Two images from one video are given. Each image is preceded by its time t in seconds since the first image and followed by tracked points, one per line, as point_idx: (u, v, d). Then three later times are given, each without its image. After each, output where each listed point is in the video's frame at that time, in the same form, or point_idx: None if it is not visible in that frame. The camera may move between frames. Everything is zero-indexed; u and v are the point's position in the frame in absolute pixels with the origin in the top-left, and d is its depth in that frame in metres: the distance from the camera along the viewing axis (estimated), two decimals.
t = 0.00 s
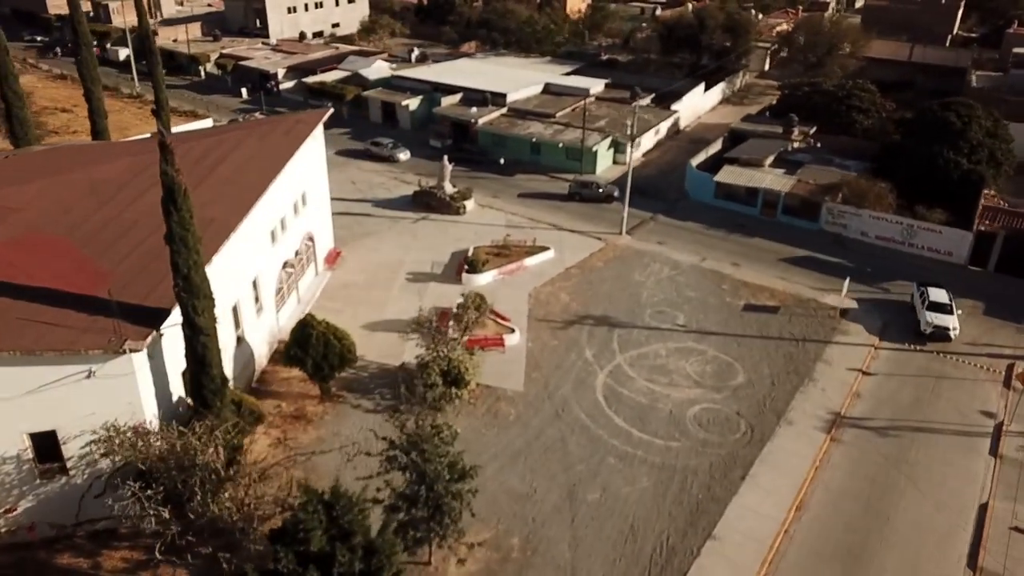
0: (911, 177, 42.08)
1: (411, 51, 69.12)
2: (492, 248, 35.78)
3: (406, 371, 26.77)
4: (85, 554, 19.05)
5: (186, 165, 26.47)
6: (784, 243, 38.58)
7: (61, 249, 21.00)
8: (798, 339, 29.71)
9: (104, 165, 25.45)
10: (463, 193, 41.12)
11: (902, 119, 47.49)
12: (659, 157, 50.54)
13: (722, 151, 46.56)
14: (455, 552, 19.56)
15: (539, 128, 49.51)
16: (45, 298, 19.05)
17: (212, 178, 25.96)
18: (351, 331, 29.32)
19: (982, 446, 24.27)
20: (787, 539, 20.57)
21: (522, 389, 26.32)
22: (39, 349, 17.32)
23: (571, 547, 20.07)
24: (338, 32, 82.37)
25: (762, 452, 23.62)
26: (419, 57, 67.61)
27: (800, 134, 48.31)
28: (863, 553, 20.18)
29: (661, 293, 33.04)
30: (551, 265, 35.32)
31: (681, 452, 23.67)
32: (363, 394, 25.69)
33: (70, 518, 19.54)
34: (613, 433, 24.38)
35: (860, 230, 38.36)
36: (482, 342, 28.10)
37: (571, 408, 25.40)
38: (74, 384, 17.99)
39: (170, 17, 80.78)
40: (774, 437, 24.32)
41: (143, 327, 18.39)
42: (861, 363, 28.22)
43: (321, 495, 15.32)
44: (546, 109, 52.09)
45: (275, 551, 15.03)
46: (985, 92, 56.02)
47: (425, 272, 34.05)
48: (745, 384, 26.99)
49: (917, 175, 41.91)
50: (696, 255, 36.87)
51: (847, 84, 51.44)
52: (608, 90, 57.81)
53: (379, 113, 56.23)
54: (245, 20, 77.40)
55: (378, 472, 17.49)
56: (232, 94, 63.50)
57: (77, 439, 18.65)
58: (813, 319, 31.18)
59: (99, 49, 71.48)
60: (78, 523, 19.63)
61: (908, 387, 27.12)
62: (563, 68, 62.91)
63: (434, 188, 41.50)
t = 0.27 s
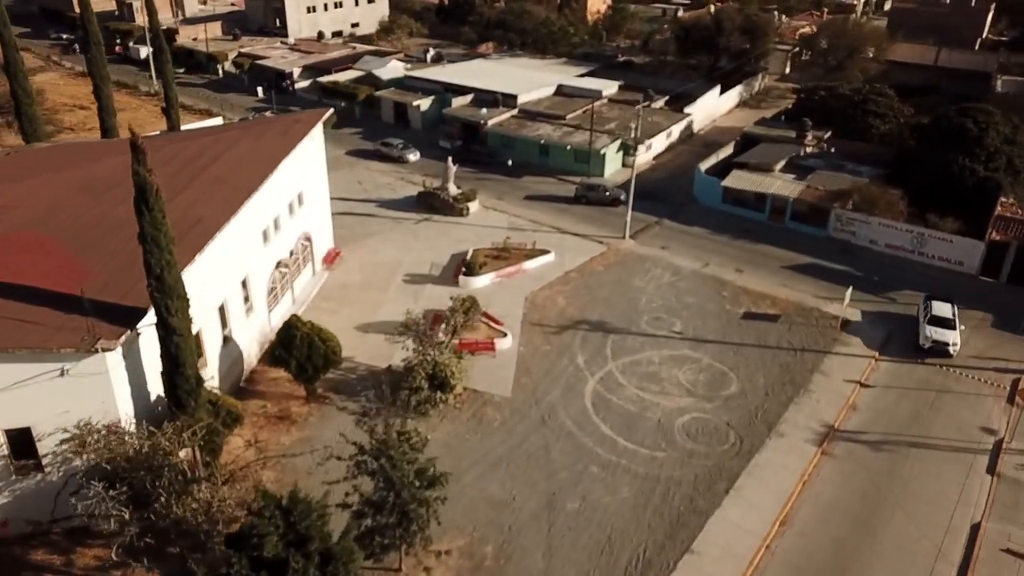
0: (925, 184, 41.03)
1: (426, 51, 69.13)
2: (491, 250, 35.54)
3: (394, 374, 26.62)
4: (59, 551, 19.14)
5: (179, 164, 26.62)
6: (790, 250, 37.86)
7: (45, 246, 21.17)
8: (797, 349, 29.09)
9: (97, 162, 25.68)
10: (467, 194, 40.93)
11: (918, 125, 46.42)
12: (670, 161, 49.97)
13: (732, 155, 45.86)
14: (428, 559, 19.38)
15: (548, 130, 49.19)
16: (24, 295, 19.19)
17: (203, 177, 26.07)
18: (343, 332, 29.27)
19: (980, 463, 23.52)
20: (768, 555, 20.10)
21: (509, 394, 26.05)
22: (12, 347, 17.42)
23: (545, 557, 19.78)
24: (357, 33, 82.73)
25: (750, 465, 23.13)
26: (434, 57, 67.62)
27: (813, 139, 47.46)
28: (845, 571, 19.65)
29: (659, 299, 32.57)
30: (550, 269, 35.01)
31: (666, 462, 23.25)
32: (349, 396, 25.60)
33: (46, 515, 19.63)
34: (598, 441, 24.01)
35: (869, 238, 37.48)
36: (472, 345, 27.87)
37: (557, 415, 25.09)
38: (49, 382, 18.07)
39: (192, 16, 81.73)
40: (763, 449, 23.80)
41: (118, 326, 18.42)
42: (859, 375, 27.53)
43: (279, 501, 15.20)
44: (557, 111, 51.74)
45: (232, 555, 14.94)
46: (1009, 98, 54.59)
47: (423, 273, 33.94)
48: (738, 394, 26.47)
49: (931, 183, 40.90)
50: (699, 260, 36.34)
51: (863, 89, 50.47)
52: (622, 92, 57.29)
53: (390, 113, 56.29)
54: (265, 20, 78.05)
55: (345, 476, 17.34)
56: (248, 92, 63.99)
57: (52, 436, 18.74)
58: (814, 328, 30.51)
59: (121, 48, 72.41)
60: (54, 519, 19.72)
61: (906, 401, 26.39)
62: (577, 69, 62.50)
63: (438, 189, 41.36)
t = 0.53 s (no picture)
0: (940, 192, 39.98)
1: (442, 52, 69.10)
2: (491, 253, 35.31)
3: (381, 377, 26.48)
4: (34, 548, 19.22)
5: (173, 163, 26.80)
6: (797, 258, 37.10)
7: (31, 244, 21.39)
8: (794, 359, 28.49)
9: (91, 161, 25.95)
10: (471, 196, 40.72)
11: (936, 131, 45.35)
12: (680, 165, 49.36)
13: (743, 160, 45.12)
14: (398, 567, 19.21)
15: (557, 132, 48.85)
16: (4, 292, 19.38)
17: (195, 175, 26.20)
18: (335, 333, 29.21)
19: (975, 482, 22.79)
20: (746, 571, 19.62)
21: (496, 399, 25.79)
22: None
23: (517, 567, 19.51)
24: (376, 33, 82.98)
25: (736, 478, 22.65)
26: (450, 58, 67.57)
27: (827, 144, 46.57)
28: None
29: (657, 305, 32.10)
30: (549, 272, 34.68)
31: (650, 473, 22.83)
32: (335, 398, 25.52)
33: (23, 511, 19.78)
34: (581, 450, 23.66)
35: (878, 246, 36.59)
36: (462, 349, 27.65)
37: (543, 422, 24.77)
38: (23, 379, 18.21)
39: (214, 15, 82.57)
40: (751, 462, 23.29)
41: (92, 325, 18.50)
42: (857, 387, 26.83)
43: (236, 506, 15.12)
44: (568, 113, 51.37)
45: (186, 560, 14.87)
46: None
47: (420, 275, 33.81)
48: (729, 404, 25.95)
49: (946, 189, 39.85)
50: (701, 267, 35.78)
51: (881, 94, 49.44)
52: (635, 95, 56.75)
53: (402, 114, 56.30)
54: (285, 19, 78.61)
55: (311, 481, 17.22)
56: (264, 91, 64.43)
57: (28, 433, 18.89)
58: (814, 338, 29.84)
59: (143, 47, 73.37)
60: (31, 515, 19.84)
61: (904, 415, 25.67)
62: (592, 71, 62.04)
63: (442, 191, 41.21)
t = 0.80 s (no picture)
0: (954, 200, 38.97)
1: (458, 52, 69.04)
2: (490, 256, 35.06)
3: (369, 379, 26.36)
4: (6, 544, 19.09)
5: (167, 161, 26.92)
6: (803, 265, 36.39)
7: (17, 241, 21.55)
8: (790, 370, 27.89)
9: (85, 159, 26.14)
10: (475, 197, 40.49)
11: (953, 138, 44.29)
12: (691, 169, 48.74)
13: (753, 165, 44.39)
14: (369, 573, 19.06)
15: (566, 135, 48.49)
16: None
17: (187, 174, 26.28)
18: (327, 334, 29.17)
19: (969, 502, 22.09)
20: None
21: (483, 404, 25.55)
22: None
23: None
24: (395, 33, 83.18)
25: (720, 491, 22.20)
26: (465, 59, 67.49)
27: (841, 149, 45.70)
28: None
29: (655, 312, 31.65)
30: (548, 276, 34.37)
31: (633, 483, 22.46)
32: (321, 399, 25.47)
33: None
34: (564, 458, 23.34)
35: (886, 255, 35.77)
36: (452, 353, 27.43)
37: (528, 429, 24.49)
38: None
39: (236, 14, 83.34)
40: (737, 475, 22.81)
41: (68, 324, 18.58)
42: (854, 400, 26.17)
43: (194, 509, 15.08)
44: (578, 115, 50.99)
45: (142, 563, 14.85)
46: None
47: (418, 277, 33.69)
48: (720, 415, 25.46)
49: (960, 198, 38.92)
50: (703, 273, 35.24)
51: (898, 99, 48.43)
52: (649, 97, 56.19)
53: (414, 114, 56.28)
54: (304, 18, 79.09)
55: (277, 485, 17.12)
56: (280, 90, 64.82)
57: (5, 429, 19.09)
58: (814, 348, 29.18)
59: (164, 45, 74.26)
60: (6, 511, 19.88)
61: (900, 430, 24.99)
62: (606, 73, 61.56)
63: (446, 192, 41.06)
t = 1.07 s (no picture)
0: (968, 209, 37.94)
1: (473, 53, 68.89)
2: (489, 259, 34.81)
3: (356, 382, 26.25)
4: None
5: (162, 159, 27.06)
6: (808, 273, 35.66)
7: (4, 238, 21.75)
8: (786, 381, 27.29)
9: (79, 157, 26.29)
10: (478, 199, 40.27)
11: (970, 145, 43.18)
12: (701, 173, 48.08)
13: (763, 170, 43.62)
14: None
15: (576, 137, 48.09)
16: None
17: (179, 173, 26.36)
18: (319, 335, 29.12)
19: (962, 522, 21.40)
20: None
21: (469, 409, 25.30)
22: None
23: None
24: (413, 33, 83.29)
25: (703, 504, 21.73)
26: (480, 59, 67.33)
27: (854, 155, 44.77)
28: None
29: (652, 318, 31.17)
30: (546, 280, 34.04)
31: (615, 494, 22.05)
32: (308, 401, 25.40)
33: None
34: (547, 466, 23.00)
35: (895, 264, 34.92)
36: (441, 357, 27.19)
37: (513, 435, 24.19)
38: None
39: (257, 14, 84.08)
40: (722, 488, 22.33)
41: (45, 323, 18.69)
42: (849, 414, 25.50)
43: (151, 511, 15.01)
44: (589, 117, 50.55)
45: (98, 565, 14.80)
46: None
47: (416, 278, 33.52)
48: (710, 426, 24.98)
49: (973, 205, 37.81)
50: (705, 280, 34.67)
51: (915, 104, 47.37)
52: (662, 100, 55.58)
53: (425, 115, 56.23)
54: (324, 18, 79.53)
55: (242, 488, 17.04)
56: (296, 90, 65.16)
57: None
58: (812, 359, 28.53)
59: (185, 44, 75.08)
60: None
61: (895, 445, 24.31)
62: (621, 75, 61.02)
63: (450, 194, 40.88)
